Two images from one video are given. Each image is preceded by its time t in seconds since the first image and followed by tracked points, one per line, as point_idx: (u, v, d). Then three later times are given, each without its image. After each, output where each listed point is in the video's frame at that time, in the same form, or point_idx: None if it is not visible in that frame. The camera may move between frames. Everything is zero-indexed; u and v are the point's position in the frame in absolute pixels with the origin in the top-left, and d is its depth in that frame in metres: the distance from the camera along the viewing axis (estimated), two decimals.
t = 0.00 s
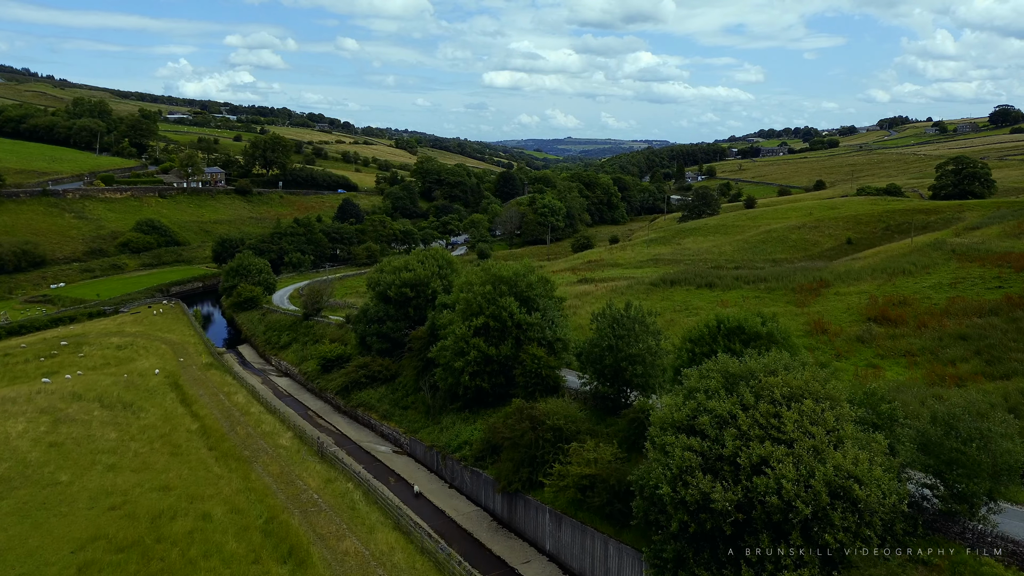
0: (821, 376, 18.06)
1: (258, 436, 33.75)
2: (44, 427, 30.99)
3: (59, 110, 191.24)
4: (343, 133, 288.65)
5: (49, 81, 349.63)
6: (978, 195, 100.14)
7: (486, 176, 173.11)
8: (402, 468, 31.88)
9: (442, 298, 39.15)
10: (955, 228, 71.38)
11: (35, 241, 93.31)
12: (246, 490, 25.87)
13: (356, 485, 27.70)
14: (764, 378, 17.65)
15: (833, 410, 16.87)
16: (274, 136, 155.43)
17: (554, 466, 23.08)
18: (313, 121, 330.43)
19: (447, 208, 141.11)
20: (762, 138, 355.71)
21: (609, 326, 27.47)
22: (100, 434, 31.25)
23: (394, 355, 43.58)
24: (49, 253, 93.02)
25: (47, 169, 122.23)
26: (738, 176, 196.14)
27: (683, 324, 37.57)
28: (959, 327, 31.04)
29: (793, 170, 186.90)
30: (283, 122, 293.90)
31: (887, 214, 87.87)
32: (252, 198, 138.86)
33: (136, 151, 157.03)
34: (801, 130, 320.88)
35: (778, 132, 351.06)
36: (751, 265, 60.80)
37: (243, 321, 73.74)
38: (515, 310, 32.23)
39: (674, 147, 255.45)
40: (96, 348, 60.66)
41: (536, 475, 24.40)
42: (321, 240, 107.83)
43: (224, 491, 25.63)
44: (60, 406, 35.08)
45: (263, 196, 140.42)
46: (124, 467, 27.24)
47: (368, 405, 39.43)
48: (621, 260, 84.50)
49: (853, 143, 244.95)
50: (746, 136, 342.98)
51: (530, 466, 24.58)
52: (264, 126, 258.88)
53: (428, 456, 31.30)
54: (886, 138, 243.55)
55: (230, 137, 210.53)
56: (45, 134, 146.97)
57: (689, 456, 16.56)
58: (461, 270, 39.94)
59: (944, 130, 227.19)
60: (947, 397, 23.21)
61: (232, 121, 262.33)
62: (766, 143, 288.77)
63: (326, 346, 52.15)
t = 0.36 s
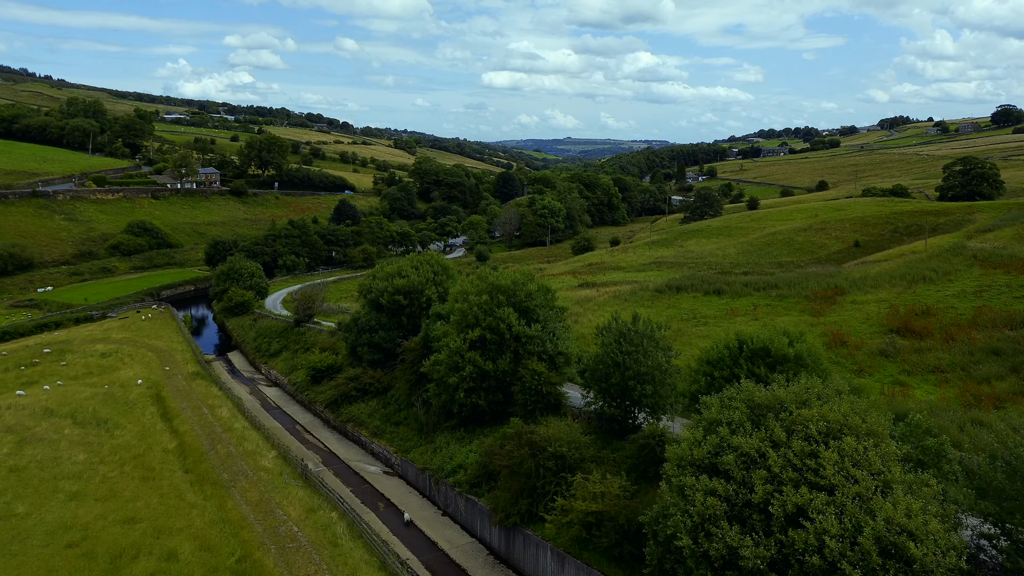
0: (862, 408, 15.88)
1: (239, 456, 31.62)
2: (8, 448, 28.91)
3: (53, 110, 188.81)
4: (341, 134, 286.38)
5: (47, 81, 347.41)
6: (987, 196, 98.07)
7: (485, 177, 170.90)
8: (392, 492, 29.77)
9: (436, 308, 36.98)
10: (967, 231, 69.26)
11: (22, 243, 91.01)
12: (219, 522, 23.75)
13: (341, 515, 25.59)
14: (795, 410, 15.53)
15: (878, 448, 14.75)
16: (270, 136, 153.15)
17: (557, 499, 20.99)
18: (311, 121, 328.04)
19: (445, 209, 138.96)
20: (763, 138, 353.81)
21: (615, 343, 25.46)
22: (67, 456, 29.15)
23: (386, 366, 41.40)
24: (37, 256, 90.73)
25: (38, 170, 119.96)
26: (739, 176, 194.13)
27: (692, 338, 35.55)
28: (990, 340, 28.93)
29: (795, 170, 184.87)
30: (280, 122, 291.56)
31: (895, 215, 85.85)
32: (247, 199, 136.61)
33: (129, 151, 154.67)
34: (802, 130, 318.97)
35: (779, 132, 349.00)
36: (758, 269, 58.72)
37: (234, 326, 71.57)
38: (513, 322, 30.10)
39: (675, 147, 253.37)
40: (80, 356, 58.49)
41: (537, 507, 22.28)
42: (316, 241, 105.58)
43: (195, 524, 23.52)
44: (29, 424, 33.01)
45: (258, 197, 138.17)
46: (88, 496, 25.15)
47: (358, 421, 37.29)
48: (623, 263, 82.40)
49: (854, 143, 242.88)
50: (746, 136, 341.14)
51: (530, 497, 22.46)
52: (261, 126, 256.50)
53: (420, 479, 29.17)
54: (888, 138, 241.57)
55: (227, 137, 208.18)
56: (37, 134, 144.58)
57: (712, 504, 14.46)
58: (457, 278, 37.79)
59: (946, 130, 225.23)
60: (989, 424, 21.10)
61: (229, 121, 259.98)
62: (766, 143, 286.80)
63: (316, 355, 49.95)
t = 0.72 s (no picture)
0: (915, 449, 13.71)
1: (217, 479, 29.49)
2: None
3: (46, 109, 186.23)
4: (339, 134, 283.99)
5: (44, 81, 345.08)
6: (996, 198, 95.98)
7: (483, 177, 168.68)
8: (381, 519, 27.61)
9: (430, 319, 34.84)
10: (979, 234, 67.09)
11: (9, 246, 88.65)
12: (186, 561, 21.62)
13: (323, 550, 23.45)
14: (839, 453, 13.33)
15: (940, 502, 12.54)
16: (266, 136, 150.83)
17: (561, 542, 18.82)
18: (309, 121, 325.66)
19: (443, 210, 136.73)
20: (763, 138, 351.96)
21: (623, 361, 23.36)
22: (29, 482, 27.01)
23: (378, 379, 39.19)
24: (24, 260, 88.34)
25: (28, 171, 117.63)
26: (741, 176, 192.11)
27: (702, 353, 33.44)
28: None
29: (797, 171, 182.81)
30: (278, 122, 289.25)
31: (903, 217, 83.73)
32: (242, 201, 134.30)
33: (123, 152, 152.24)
34: (802, 130, 317.29)
35: (779, 132, 346.83)
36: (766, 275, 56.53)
37: (224, 332, 69.37)
38: (512, 337, 27.94)
39: (675, 147, 251.32)
40: (62, 364, 56.25)
41: (537, 547, 20.12)
42: (311, 243, 103.30)
43: (160, 564, 21.38)
44: None
45: (253, 198, 135.88)
46: (46, 529, 23.04)
47: (347, 438, 35.09)
48: (625, 267, 80.30)
49: (856, 143, 240.77)
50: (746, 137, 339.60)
51: (530, 536, 20.28)
52: (258, 126, 254.10)
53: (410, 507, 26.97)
54: (890, 138, 239.66)
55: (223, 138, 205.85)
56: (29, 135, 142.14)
57: (742, 567, 12.33)
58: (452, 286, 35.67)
59: (948, 130, 223.31)
60: None
61: (226, 121, 257.42)
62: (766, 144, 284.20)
63: (306, 365, 47.74)
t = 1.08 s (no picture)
0: (986, 505, 11.54)
1: (192, 506, 27.32)
2: None
3: (40, 109, 183.92)
4: (337, 134, 281.87)
5: (41, 82, 342.53)
6: (1005, 199, 93.96)
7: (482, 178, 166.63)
8: (368, 551, 25.48)
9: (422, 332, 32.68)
10: (992, 237, 64.98)
11: None
12: None
13: None
14: (899, 513, 11.16)
15: None
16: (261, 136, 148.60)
17: None
18: (307, 121, 323.34)
19: (441, 211, 134.54)
20: (763, 138, 350.14)
21: (630, 385, 21.15)
22: None
23: (368, 393, 37.02)
24: (11, 263, 86.05)
25: (18, 172, 115.37)
26: (742, 176, 190.14)
27: (714, 370, 31.24)
28: None
29: (799, 171, 180.86)
30: (276, 122, 287.03)
31: (912, 219, 81.67)
32: (237, 202, 132.08)
33: (117, 152, 149.91)
34: (802, 130, 315.62)
35: (779, 131, 344.90)
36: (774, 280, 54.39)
37: (213, 338, 67.23)
38: (510, 354, 25.78)
39: (675, 147, 249.39)
40: (43, 374, 54.07)
41: None
42: (306, 246, 101.13)
43: None
44: None
45: (248, 199, 133.72)
46: None
47: (334, 458, 32.86)
48: (627, 270, 78.20)
49: (857, 143, 238.81)
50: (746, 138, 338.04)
51: None
52: (256, 126, 251.88)
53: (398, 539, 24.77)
54: (891, 138, 237.87)
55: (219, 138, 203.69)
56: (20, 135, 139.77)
57: None
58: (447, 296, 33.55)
59: (950, 130, 221.54)
60: None
61: (223, 121, 255.19)
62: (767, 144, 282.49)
63: (295, 376, 45.54)
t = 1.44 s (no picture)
0: None
1: (165, 534, 25.35)
2: None
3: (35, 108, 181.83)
4: (335, 134, 279.84)
5: (39, 81, 340.25)
6: (1014, 200, 92.02)
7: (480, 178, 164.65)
8: None
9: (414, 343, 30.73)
10: (1006, 240, 63.01)
11: None
12: None
13: None
14: None
15: None
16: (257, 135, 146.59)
17: None
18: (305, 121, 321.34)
19: (439, 212, 132.56)
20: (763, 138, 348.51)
21: (639, 409, 19.17)
22: None
23: (359, 408, 35.04)
24: None
25: (8, 172, 113.25)
26: (743, 176, 188.29)
27: (726, 386, 29.22)
28: None
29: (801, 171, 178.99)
30: (274, 122, 284.97)
31: (920, 220, 79.76)
32: (232, 203, 130.02)
33: (111, 152, 147.81)
34: (801, 130, 313.97)
35: (778, 132, 343.44)
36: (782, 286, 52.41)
37: (202, 344, 65.19)
38: (507, 371, 23.79)
39: (676, 147, 247.58)
40: (24, 382, 52.05)
41: None
42: (301, 248, 99.09)
43: None
44: None
45: (243, 200, 131.71)
46: None
47: (321, 478, 30.86)
48: (629, 273, 76.22)
49: (858, 143, 237.15)
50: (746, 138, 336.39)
51: None
52: (253, 126, 249.82)
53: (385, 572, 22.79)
54: (893, 138, 236.17)
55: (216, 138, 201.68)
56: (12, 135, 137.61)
57: None
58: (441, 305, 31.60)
59: (952, 130, 219.76)
60: None
61: (221, 121, 253.05)
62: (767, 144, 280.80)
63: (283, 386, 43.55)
